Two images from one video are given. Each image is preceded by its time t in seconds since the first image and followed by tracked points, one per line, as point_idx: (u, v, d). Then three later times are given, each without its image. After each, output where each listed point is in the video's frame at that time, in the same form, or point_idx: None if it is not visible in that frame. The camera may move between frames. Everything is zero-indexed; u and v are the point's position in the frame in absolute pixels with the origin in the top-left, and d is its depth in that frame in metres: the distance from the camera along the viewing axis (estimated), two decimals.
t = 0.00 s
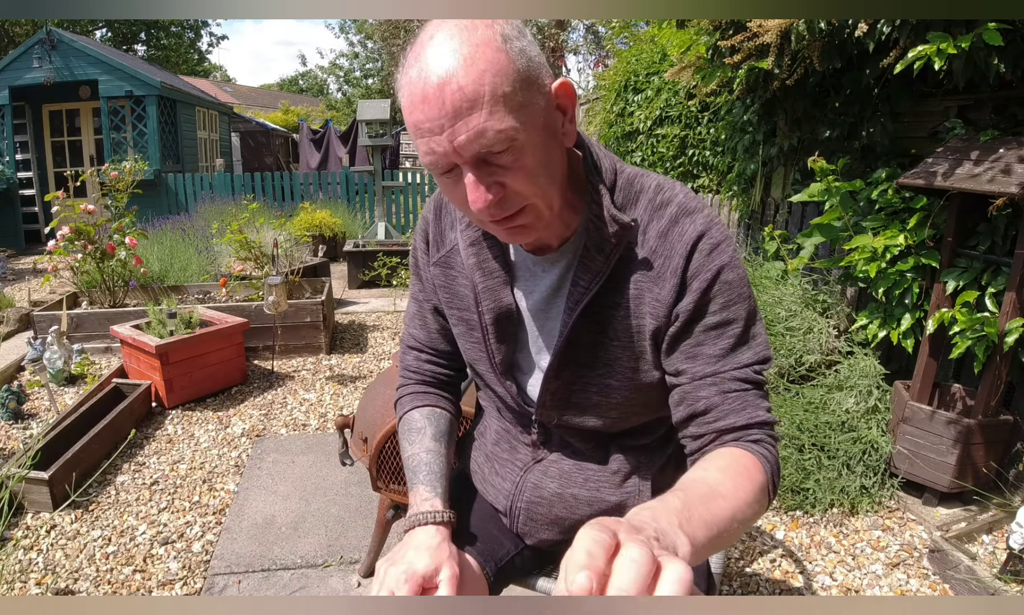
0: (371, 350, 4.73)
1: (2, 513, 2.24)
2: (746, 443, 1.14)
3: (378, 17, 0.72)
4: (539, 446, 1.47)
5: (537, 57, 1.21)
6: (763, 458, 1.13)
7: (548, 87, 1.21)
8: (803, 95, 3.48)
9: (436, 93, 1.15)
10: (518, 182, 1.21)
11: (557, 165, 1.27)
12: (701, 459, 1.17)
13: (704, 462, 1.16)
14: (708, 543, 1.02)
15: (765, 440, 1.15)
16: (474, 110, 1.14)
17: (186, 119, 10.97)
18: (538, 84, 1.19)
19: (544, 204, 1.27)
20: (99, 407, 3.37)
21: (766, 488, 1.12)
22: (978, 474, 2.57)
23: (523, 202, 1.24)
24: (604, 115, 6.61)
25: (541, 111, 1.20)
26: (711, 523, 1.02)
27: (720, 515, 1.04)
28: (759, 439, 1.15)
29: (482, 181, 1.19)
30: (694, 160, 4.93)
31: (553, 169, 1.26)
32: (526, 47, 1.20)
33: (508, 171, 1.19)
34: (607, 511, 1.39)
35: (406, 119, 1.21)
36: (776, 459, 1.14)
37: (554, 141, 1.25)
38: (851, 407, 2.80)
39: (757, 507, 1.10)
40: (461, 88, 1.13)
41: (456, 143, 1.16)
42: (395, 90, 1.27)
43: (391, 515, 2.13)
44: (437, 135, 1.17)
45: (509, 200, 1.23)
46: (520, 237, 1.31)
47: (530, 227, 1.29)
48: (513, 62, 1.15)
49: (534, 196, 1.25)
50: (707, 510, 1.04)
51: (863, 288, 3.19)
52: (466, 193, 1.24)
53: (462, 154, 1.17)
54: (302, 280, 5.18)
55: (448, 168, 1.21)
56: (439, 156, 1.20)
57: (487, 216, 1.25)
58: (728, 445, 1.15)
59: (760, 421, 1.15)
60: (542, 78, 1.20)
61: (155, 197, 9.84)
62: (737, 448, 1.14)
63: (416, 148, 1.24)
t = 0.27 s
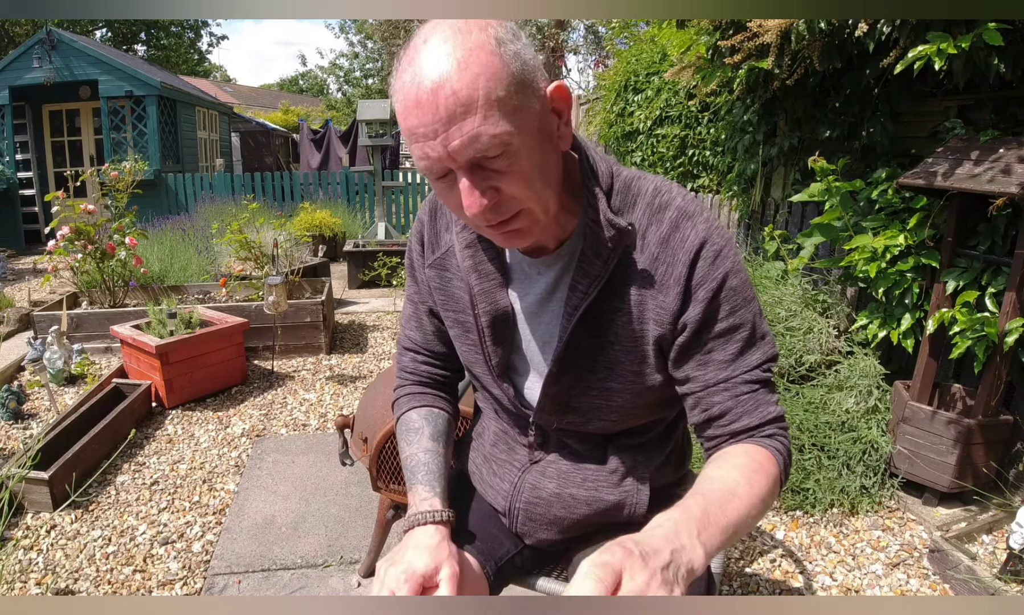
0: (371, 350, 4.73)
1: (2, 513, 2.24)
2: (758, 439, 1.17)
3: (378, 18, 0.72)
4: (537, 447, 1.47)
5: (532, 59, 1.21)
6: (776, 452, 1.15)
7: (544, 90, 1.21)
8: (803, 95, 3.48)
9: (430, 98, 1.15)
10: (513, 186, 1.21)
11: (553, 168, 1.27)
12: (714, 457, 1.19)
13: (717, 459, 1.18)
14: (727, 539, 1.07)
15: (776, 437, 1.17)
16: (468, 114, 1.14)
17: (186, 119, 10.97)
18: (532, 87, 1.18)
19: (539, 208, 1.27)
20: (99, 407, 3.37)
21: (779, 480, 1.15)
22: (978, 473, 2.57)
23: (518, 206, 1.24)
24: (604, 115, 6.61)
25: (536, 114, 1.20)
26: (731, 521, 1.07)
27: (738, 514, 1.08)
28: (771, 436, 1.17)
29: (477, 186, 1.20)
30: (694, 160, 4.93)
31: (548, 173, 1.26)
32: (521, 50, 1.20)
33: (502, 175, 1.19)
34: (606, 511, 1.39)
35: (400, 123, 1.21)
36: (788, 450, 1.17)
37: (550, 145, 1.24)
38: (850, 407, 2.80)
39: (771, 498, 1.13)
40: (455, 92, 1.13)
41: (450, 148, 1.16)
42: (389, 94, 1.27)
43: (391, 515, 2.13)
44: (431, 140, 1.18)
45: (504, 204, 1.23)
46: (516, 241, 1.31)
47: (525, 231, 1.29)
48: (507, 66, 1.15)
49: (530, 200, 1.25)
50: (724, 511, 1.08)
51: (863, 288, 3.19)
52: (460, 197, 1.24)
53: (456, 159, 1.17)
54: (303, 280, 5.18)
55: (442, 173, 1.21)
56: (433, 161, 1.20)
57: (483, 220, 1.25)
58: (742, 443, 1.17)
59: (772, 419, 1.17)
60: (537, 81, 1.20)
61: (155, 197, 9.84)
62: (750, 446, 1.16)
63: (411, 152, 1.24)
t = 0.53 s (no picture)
0: (371, 350, 4.73)
1: (2, 513, 2.24)
2: (754, 448, 1.16)
3: (377, 18, 0.71)
4: (537, 447, 1.47)
5: (538, 56, 1.21)
6: (772, 462, 1.15)
7: (550, 86, 1.22)
8: (803, 95, 3.48)
9: (436, 89, 1.16)
10: (518, 181, 1.21)
11: (557, 165, 1.27)
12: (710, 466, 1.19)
13: (713, 471, 1.17)
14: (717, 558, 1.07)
15: (772, 445, 1.16)
16: (475, 105, 1.14)
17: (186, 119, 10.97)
18: (539, 82, 1.19)
19: (543, 204, 1.27)
20: (99, 407, 3.37)
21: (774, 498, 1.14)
22: (978, 473, 2.57)
23: (522, 201, 1.24)
24: (604, 115, 6.61)
25: (542, 109, 1.20)
26: (721, 539, 1.07)
27: (729, 532, 1.08)
28: (767, 444, 1.16)
29: (482, 178, 1.19)
30: (694, 160, 4.93)
31: (553, 169, 1.26)
32: (527, 46, 1.20)
33: (508, 169, 1.19)
34: (607, 511, 1.39)
35: (405, 115, 1.21)
36: (786, 467, 1.16)
37: (555, 141, 1.25)
38: (851, 407, 2.80)
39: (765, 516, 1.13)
40: (462, 84, 1.13)
41: (456, 140, 1.16)
42: (394, 88, 1.27)
43: (391, 515, 2.13)
44: (437, 131, 1.17)
45: (508, 199, 1.23)
46: (519, 238, 1.31)
47: (529, 227, 1.29)
48: (514, 60, 1.15)
49: (534, 196, 1.24)
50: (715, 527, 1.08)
51: (863, 288, 3.19)
52: (465, 191, 1.24)
53: (461, 151, 1.17)
54: (302, 280, 5.18)
55: (447, 165, 1.21)
56: (438, 153, 1.20)
57: (487, 214, 1.25)
58: (738, 454, 1.16)
59: (768, 426, 1.17)
60: (543, 77, 1.20)
61: (155, 197, 9.84)
62: (747, 458, 1.15)
63: (416, 145, 1.24)
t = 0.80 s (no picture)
0: (371, 350, 4.73)
1: (2, 513, 2.24)
2: (758, 444, 1.17)
3: (377, 18, 0.71)
4: (536, 448, 1.47)
5: (534, 55, 1.21)
6: (775, 457, 1.16)
7: (546, 85, 1.22)
8: (803, 95, 3.48)
9: (431, 86, 1.16)
10: (512, 179, 1.21)
11: (553, 164, 1.27)
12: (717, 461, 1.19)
13: (721, 462, 1.18)
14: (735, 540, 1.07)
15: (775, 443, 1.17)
16: (470, 102, 1.14)
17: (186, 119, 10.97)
18: (534, 81, 1.19)
19: (538, 203, 1.27)
20: (99, 407, 3.37)
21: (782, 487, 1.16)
22: (978, 473, 2.57)
23: (517, 200, 1.24)
24: (604, 115, 6.61)
25: (537, 108, 1.20)
26: (738, 521, 1.08)
27: (745, 515, 1.09)
28: (770, 442, 1.17)
29: (477, 176, 1.19)
30: (694, 160, 4.93)
31: (548, 169, 1.26)
32: (523, 46, 1.20)
33: (503, 166, 1.19)
34: (606, 512, 1.39)
35: (401, 113, 1.21)
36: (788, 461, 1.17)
37: (551, 140, 1.25)
38: (850, 407, 2.80)
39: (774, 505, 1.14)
40: (457, 80, 1.13)
41: (451, 137, 1.16)
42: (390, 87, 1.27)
43: (390, 515, 2.13)
44: (432, 128, 1.17)
45: (503, 198, 1.23)
46: (514, 238, 1.31)
47: (525, 226, 1.29)
48: (510, 58, 1.15)
49: (529, 195, 1.24)
50: (732, 511, 1.09)
51: (863, 288, 3.19)
52: (460, 189, 1.24)
53: (456, 147, 1.17)
54: (303, 280, 5.18)
55: (442, 163, 1.21)
56: (433, 151, 1.20)
57: (482, 213, 1.25)
58: (745, 449, 1.17)
59: (771, 424, 1.17)
60: (540, 76, 1.20)
61: (155, 197, 9.85)
62: (753, 453, 1.16)
63: (411, 143, 1.24)
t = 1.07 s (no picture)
0: (371, 350, 4.73)
1: (2, 513, 2.24)
2: (769, 436, 1.18)
3: (377, 18, 0.71)
4: (538, 448, 1.47)
5: (536, 54, 1.22)
6: (786, 446, 1.17)
7: (547, 84, 1.22)
8: (803, 95, 3.48)
9: (434, 84, 1.16)
10: (515, 177, 1.21)
11: (555, 163, 1.27)
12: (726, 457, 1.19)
13: (731, 458, 1.18)
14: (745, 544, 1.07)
15: (785, 433, 1.18)
16: (473, 99, 1.14)
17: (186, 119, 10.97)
18: (536, 79, 1.19)
19: (541, 202, 1.27)
20: (99, 407, 3.37)
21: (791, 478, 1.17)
22: (978, 473, 2.57)
23: (520, 199, 1.23)
24: (604, 115, 6.60)
25: (539, 106, 1.20)
26: (749, 520, 1.08)
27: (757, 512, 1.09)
28: (780, 433, 1.18)
29: (480, 173, 1.19)
30: (694, 160, 4.93)
31: (550, 168, 1.26)
32: (525, 45, 1.21)
33: (506, 164, 1.19)
34: (607, 512, 1.39)
35: (403, 111, 1.21)
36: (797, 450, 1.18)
37: (553, 138, 1.25)
38: (851, 407, 2.80)
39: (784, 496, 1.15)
40: (459, 78, 1.13)
41: (454, 134, 1.16)
42: (392, 86, 1.27)
43: (391, 515, 2.13)
44: (434, 126, 1.17)
45: (506, 196, 1.22)
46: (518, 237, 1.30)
47: (528, 226, 1.28)
48: (512, 56, 1.16)
49: (532, 194, 1.24)
50: (743, 511, 1.09)
51: (863, 288, 3.19)
52: (462, 187, 1.23)
53: (459, 145, 1.17)
54: (303, 280, 5.18)
55: (445, 161, 1.21)
56: (436, 149, 1.19)
57: (484, 212, 1.24)
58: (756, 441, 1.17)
59: (780, 417, 1.18)
60: (541, 74, 1.21)
61: (155, 197, 9.85)
62: (763, 444, 1.17)
63: (413, 142, 1.24)
